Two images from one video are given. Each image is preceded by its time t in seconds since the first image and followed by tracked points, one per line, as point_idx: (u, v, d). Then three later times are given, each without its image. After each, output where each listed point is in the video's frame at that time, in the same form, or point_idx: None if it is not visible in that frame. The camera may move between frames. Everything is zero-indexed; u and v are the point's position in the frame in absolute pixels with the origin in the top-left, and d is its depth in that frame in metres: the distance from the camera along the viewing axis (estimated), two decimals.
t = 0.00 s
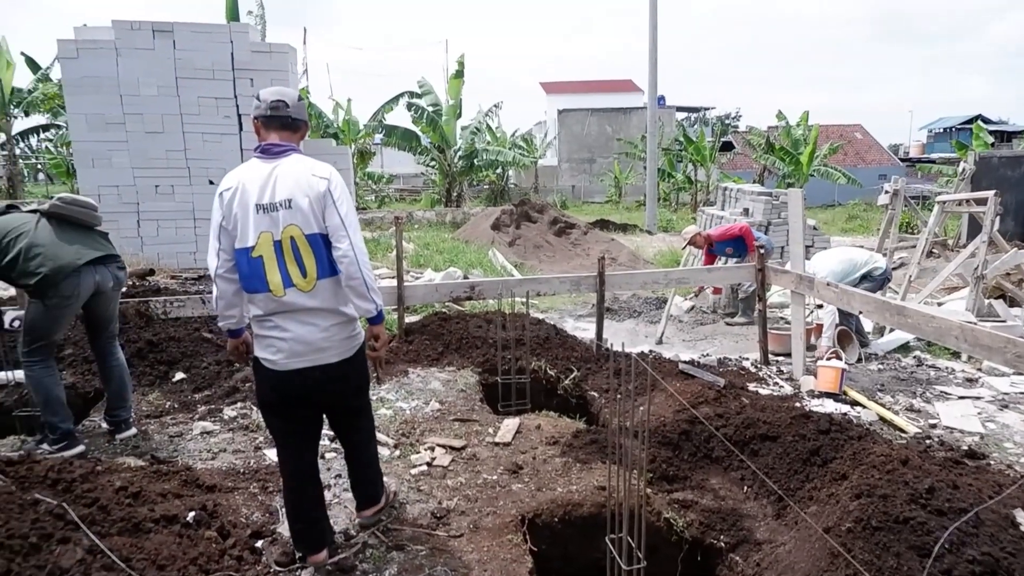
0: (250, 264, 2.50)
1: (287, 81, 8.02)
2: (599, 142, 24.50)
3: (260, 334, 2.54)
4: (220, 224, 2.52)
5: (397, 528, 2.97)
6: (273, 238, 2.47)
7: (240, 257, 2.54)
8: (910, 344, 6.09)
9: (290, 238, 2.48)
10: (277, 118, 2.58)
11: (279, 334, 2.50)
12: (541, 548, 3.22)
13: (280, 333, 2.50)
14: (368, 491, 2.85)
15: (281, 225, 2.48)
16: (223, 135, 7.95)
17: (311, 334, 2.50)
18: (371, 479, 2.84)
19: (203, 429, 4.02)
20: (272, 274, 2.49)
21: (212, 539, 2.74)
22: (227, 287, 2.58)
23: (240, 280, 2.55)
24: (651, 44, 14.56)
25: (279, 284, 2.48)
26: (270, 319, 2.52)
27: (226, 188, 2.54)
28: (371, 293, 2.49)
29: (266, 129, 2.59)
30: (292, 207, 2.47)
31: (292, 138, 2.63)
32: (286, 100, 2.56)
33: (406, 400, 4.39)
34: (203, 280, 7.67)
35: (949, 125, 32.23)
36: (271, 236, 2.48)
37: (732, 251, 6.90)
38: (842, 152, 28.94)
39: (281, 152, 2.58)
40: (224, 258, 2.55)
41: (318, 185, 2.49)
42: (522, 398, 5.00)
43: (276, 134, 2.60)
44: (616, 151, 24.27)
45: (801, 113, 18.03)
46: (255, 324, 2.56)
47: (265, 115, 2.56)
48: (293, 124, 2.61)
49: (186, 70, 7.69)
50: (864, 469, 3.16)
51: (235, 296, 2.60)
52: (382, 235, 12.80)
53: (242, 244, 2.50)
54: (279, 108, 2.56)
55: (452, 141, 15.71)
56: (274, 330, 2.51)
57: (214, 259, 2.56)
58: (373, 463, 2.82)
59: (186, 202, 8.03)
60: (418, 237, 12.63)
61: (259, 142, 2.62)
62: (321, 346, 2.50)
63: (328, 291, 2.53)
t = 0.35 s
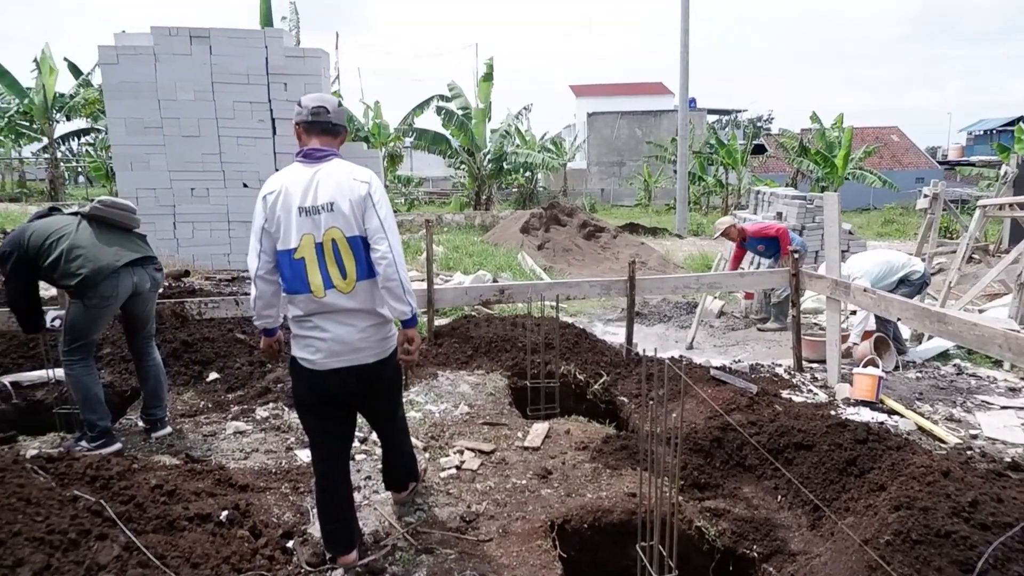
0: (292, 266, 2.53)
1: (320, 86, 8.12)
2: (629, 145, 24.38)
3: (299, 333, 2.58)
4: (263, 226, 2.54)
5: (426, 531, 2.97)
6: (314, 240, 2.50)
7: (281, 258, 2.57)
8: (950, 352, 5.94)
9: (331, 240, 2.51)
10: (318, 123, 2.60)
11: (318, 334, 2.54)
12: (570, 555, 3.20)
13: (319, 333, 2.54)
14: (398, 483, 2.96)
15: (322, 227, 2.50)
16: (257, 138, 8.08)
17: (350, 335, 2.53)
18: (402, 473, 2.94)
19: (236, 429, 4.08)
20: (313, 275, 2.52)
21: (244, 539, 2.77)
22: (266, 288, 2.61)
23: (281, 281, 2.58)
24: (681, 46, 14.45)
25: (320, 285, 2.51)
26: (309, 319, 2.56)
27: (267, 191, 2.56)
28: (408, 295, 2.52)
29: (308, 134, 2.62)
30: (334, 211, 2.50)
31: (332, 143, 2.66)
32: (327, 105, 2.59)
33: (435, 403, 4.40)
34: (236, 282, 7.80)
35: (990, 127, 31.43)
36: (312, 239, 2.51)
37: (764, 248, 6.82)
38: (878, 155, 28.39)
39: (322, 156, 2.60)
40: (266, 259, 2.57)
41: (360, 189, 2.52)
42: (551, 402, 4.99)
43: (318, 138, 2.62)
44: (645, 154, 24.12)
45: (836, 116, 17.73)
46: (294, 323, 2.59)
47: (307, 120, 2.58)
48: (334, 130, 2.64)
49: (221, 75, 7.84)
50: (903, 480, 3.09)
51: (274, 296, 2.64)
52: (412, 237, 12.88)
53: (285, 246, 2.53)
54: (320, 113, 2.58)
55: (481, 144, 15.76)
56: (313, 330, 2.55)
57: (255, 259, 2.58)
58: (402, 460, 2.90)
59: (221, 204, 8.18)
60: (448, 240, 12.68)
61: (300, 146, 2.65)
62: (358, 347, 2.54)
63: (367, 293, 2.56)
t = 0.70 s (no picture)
0: (331, 265, 2.55)
1: (347, 87, 8.18)
2: (655, 146, 24.23)
3: (335, 331, 2.59)
4: (304, 226, 2.57)
5: (451, 532, 2.97)
6: (353, 241, 2.53)
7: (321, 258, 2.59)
8: (986, 358, 5.79)
9: (370, 241, 2.53)
10: (359, 128, 2.62)
11: (354, 333, 2.56)
12: (595, 558, 3.18)
13: (356, 332, 2.55)
14: (423, 481, 3.01)
15: (361, 229, 2.53)
16: (286, 139, 8.17)
17: (386, 334, 2.55)
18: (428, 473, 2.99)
19: (263, 427, 4.12)
20: (351, 274, 2.54)
21: (271, 537, 2.79)
22: (305, 286, 2.62)
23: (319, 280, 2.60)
24: (709, 46, 14.32)
25: (358, 285, 2.54)
26: (346, 317, 2.57)
27: (309, 192, 2.59)
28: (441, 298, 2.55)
29: (349, 139, 2.65)
30: (373, 213, 2.53)
31: (373, 147, 2.68)
32: (368, 111, 2.61)
33: (460, 404, 4.41)
34: (264, 281, 7.89)
35: None
36: (351, 239, 2.54)
37: (795, 240, 6.73)
38: (911, 156, 27.84)
39: (363, 160, 2.63)
40: (305, 258, 2.59)
41: (399, 193, 2.55)
42: (576, 405, 4.96)
43: (358, 143, 2.65)
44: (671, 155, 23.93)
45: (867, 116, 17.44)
46: (330, 322, 2.60)
47: (348, 124, 2.61)
48: (375, 135, 2.66)
49: (251, 77, 7.94)
50: (938, 489, 3.02)
51: (312, 294, 2.63)
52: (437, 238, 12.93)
53: (324, 246, 2.56)
54: (362, 118, 2.61)
55: (507, 145, 15.76)
56: (349, 329, 2.56)
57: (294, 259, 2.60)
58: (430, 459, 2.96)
59: (250, 205, 8.29)
60: (473, 240, 12.70)
61: (341, 150, 2.67)
62: (393, 345, 2.57)
63: (404, 294, 2.58)
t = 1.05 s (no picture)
0: (368, 261, 2.61)
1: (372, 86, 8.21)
2: (678, 144, 24.07)
3: (371, 326, 2.64)
4: (343, 223, 2.63)
5: (473, 531, 2.97)
6: (392, 238, 2.59)
7: (359, 254, 2.65)
8: (1019, 361, 5.66)
9: (408, 240, 2.59)
10: (401, 130, 2.66)
11: (390, 327, 2.61)
12: (618, 559, 3.16)
13: (391, 326, 2.61)
14: (448, 481, 3.03)
15: (400, 227, 2.59)
16: (311, 138, 8.23)
17: (421, 329, 2.60)
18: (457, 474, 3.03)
19: (287, 424, 4.15)
20: (388, 271, 2.60)
21: (295, 532, 2.81)
22: (343, 282, 2.66)
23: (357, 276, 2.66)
24: (734, 44, 14.18)
25: (394, 281, 2.59)
26: (381, 313, 2.63)
27: (350, 190, 2.65)
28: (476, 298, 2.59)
29: (389, 140, 2.69)
30: (412, 212, 2.58)
31: (413, 150, 2.72)
32: (410, 114, 2.64)
33: (483, 402, 4.40)
34: (288, 279, 7.97)
35: None
36: (390, 237, 2.60)
37: (827, 232, 6.63)
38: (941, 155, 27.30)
39: (403, 161, 2.68)
40: (344, 254, 2.65)
41: (437, 194, 2.60)
42: (599, 405, 4.93)
43: (399, 145, 2.68)
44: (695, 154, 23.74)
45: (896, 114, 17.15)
46: (366, 317, 2.66)
47: (389, 126, 2.66)
48: (415, 137, 2.69)
49: (277, 76, 8.02)
50: (971, 496, 2.97)
51: (350, 289, 2.68)
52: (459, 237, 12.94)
53: (363, 242, 2.62)
54: (403, 121, 2.65)
55: (529, 144, 15.74)
56: (385, 324, 2.62)
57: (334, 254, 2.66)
58: (459, 461, 3.00)
59: (275, 203, 8.38)
60: (495, 239, 12.70)
61: (382, 152, 2.72)
62: (428, 341, 2.62)
63: (438, 291, 2.64)
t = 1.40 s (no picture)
0: (409, 253, 2.79)
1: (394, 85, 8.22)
2: (701, 143, 23.91)
3: (409, 317, 2.81)
4: (386, 215, 2.82)
5: (493, 531, 2.97)
6: (432, 231, 2.77)
7: (399, 246, 2.83)
8: None
9: (447, 233, 2.77)
10: (444, 130, 2.86)
11: (427, 319, 2.77)
12: (639, 562, 3.13)
13: (428, 318, 2.77)
14: (475, 478, 3.10)
15: (440, 221, 2.77)
16: (334, 137, 8.29)
17: (456, 321, 2.76)
18: (488, 474, 3.10)
19: (310, 421, 4.18)
20: (427, 262, 2.77)
21: (317, 530, 2.82)
22: (382, 272, 2.85)
23: (396, 266, 2.84)
24: (758, 43, 14.03)
25: (432, 272, 2.76)
26: (419, 303, 2.79)
27: (395, 185, 2.84)
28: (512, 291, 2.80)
29: (433, 139, 2.88)
30: (452, 207, 2.77)
31: (455, 149, 2.91)
32: (453, 115, 2.85)
33: (504, 402, 4.41)
34: (311, 277, 8.03)
35: None
36: (430, 230, 2.78)
37: (861, 230, 6.57)
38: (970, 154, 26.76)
39: (445, 159, 2.87)
40: (385, 245, 2.84)
41: (478, 192, 2.80)
42: (620, 406, 4.91)
43: (442, 143, 2.88)
44: (718, 153, 23.55)
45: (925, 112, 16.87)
46: (403, 308, 2.83)
47: (433, 125, 2.85)
48: (457, 137, 2.89)
49: (301, 76, 8.09)
50: (1002, 504, 2.96)
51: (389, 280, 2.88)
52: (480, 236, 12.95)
53: (404, 234, 2.80)
54: (447, 121, 2.84)
55: (551, 143, 15.72)
56: (421, 315, 2.78)
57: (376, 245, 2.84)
58: (490, 460, 3.07)
59: (298, 202, 8.47)
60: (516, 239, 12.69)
61: (425, 149, 2.91)
62: (463, 333, 2.77)
63: (474, 284, 2.81)
